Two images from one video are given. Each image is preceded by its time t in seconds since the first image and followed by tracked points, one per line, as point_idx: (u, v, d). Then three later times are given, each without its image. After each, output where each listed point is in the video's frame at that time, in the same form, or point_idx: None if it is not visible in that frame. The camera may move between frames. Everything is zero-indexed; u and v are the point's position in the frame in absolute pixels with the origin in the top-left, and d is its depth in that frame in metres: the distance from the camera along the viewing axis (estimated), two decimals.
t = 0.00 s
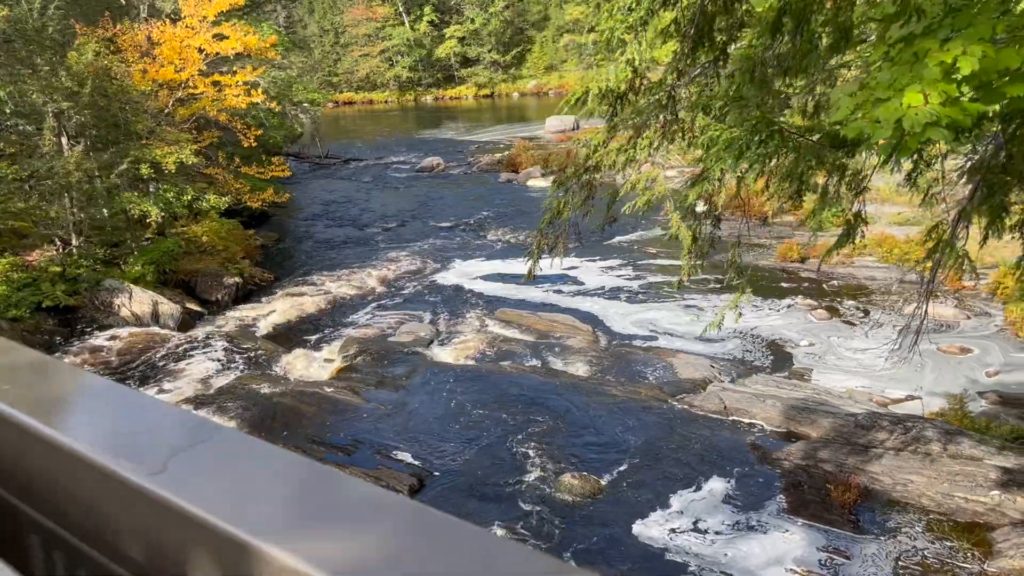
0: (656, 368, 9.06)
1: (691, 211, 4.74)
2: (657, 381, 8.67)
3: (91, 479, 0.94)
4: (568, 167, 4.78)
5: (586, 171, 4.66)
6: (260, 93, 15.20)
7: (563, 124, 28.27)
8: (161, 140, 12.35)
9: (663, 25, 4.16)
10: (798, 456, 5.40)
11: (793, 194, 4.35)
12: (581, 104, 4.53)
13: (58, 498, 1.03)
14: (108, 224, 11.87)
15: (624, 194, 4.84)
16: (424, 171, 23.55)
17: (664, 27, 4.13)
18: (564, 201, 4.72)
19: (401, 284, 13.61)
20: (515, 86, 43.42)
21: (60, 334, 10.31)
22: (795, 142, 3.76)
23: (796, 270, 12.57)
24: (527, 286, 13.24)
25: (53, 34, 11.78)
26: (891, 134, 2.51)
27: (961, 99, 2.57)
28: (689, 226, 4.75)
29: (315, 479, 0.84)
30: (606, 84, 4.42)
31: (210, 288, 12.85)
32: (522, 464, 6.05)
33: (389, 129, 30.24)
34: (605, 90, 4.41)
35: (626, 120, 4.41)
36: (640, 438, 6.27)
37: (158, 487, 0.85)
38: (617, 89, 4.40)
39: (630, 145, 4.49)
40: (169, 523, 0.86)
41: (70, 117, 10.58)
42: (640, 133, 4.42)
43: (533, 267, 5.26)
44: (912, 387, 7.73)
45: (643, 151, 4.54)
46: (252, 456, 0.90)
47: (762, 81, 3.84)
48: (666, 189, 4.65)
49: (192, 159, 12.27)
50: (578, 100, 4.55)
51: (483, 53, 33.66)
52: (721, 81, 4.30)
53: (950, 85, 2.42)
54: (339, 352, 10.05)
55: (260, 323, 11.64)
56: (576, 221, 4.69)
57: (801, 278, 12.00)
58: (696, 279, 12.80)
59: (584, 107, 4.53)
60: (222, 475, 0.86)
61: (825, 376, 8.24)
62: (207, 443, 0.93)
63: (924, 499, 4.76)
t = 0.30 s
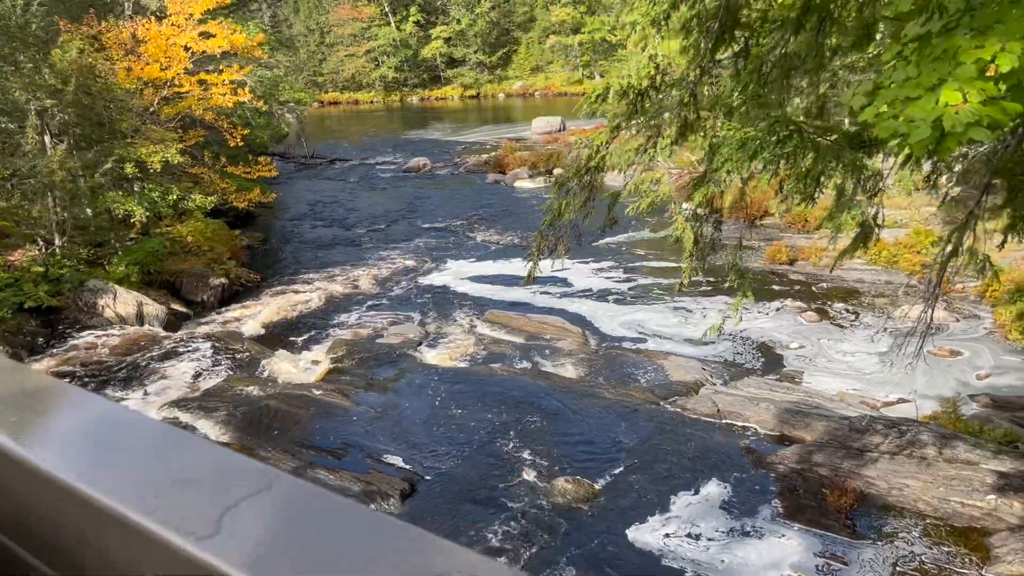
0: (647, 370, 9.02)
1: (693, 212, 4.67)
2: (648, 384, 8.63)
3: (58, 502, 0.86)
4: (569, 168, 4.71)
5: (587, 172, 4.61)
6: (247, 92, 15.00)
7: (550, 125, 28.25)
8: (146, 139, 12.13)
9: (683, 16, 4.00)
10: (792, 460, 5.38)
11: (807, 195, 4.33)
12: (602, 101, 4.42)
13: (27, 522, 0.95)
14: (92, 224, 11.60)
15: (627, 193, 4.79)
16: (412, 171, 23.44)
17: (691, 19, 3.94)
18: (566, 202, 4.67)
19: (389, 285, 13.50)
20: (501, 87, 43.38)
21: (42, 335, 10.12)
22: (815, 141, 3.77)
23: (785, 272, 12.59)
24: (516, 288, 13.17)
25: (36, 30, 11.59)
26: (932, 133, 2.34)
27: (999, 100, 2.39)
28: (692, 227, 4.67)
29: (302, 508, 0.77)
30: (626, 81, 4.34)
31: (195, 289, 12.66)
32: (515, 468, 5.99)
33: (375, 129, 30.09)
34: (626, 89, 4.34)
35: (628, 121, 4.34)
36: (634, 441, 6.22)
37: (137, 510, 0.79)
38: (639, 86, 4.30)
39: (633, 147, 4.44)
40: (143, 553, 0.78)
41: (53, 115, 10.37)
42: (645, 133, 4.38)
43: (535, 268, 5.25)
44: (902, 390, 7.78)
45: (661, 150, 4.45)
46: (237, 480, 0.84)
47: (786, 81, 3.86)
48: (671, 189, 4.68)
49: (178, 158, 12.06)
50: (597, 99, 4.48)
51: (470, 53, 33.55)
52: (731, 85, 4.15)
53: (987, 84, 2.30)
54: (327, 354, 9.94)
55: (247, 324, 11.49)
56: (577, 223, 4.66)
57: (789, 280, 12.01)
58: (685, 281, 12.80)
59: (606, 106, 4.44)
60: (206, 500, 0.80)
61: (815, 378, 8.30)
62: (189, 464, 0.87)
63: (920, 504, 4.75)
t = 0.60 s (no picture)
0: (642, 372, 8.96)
1: (701, 218, 4.57)
2: (643, 387, 8.58)
3: (0, 534, 0.89)
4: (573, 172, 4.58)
5: (591, 174, 4.47)
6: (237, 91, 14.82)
7: (541, 125, 28.22)
8: (134, 137, 11.93)
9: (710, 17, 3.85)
10: (791, 466, 5.35)
11: (822, 203, 4.32)
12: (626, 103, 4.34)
13: None
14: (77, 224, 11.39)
15: (633, 198, 4.70)
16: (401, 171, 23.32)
17: (717, 19, 3.80)
18: (570, 206, 4.59)
19: (381, 286, 13.40)
20: (490, 86, 43.27)
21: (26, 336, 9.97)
22: (837, 147, 3.75)
23: (778, 273, 12.59)
24: (507, 289, 13.10)
25: (23, 27, 11.48)
26: (976, 142, 2.24)
27: None
28: (698, 232, 4.52)
29: (266, 561, 0.78)
30: (651, 85, 4.25)
31: (182, 289, 12.48)
32: (511, 474, 5.92)
33: (364, 129, 29.96)
34: (650, 93, 4.24)
35: (634, 122, 4.26)
36: (631, 447, 6.16)
37: None
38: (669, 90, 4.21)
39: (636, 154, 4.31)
40: None
41: (40, 112, 10.27)
42: (655, 139, 4.29)
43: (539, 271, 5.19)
44: (898, 394, 7.84)
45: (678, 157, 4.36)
46: (183, 516, 0.88)
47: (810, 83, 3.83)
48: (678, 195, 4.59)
49: (167, 157, 11.87)
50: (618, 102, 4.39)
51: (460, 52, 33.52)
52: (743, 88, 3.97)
53: None
54: (318, 356, 9.82)
55: (236, 325, 11.34)
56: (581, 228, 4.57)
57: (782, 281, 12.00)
58: (677, 283, 12.79)
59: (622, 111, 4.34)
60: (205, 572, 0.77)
61: (809, 381, 8.38)
62: (136, 498, 0.91)
63: (921, 510, 4.72)
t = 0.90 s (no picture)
0: (640, 374, 8.95)
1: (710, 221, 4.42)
2: (641, 389, 8.57)
3: None
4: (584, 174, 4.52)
5: (600, 178, 4.40)
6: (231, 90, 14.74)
7: (535, 126, 28.24)
8: (127, 136, 11.81)
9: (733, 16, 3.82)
10: (793, 469, 5.35)
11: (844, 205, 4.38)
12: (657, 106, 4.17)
13: None
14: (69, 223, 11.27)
15: (644, 201, 4.65)
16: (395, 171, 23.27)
17: (747, 19, 3.72)
18: (579, 209, 4.55)
19: (376, 287, 13.35)
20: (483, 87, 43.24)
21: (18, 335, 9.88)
22: (862, 150, 3.81)
23: (774, 275, 12.61)
24: (503, 290, 13.07)
25: (15, 24, 11.38)
26: (1018, 144, 2.39)
27: None
28: (709, 236, 4.33)
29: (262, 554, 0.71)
30: (683, 87, 4.00)
31: (176, 290, 12.39)
32: (511, 476, 5.89)
33: (358, 129, 29.87)
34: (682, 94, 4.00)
35: (644, 122, 4.18)
36: (633, 450, 6.12)
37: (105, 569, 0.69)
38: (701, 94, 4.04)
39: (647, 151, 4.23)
40: None
41: (32, 110, 10.21)
42: (666, 141, 4.20)
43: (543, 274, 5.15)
44: (896, 396, 7.87)
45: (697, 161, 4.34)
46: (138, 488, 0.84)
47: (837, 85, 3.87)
48: (690, 198, 4.54)
49: (161, 156, 11.77)
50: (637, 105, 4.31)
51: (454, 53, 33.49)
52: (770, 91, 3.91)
53: None
54: (314, 357, 9.76)
55: (230, 326, 11.27)
56: (590, 231, 4.53)
57: (779, 283, 12.00)
58: (673, 285, 12.79)
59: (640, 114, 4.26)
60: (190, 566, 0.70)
61: (808, 384, 8.39)
62: (73, 461, 0.89)
63: (924, 514, 4.73)
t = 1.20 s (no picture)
0: (642, 378, 8.94)
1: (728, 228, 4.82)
2: (644, 393, 8.57)
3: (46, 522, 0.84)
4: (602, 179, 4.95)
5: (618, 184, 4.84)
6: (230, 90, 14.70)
7: (532, 127, 28.25)
8: (126, 137, 11.77)
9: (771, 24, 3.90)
10: (800, 474, 5.36)
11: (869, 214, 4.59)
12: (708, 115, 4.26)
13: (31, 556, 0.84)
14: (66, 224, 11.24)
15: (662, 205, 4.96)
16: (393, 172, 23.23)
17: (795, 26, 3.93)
18: (597, 214, 4.95)
19: (376, 289, 13.32)
20: (479, 87, 43.25)
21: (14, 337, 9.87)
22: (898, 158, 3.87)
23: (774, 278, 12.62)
24: (503, 292, 13.05)
25: (12, 24, 11.32)
26: None
27: None
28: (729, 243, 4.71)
29: None
30: (732, 95, 3.95)
31: (174, 291, 12.35)
32: (516, 480, 5.89)
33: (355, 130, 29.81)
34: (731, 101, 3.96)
35: (664, 130, 4.55)
36: (637, 453, 6.14)
37: None
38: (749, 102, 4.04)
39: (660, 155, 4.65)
40: None
41: (30, 111, 10.15)
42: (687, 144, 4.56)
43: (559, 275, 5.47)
44: (899, 401, 7.89)
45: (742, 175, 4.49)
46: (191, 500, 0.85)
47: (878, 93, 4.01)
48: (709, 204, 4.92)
49: (160, 157, 11.76)
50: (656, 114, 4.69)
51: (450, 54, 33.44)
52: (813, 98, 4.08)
53: None
54: (315, 360, 9.73)
55: (229, 328, 11.23)
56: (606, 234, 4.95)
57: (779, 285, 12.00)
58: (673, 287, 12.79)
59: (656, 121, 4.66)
60: None
61: (811, 388, 8.41)
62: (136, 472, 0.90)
63: (932, 520, 4.76)
